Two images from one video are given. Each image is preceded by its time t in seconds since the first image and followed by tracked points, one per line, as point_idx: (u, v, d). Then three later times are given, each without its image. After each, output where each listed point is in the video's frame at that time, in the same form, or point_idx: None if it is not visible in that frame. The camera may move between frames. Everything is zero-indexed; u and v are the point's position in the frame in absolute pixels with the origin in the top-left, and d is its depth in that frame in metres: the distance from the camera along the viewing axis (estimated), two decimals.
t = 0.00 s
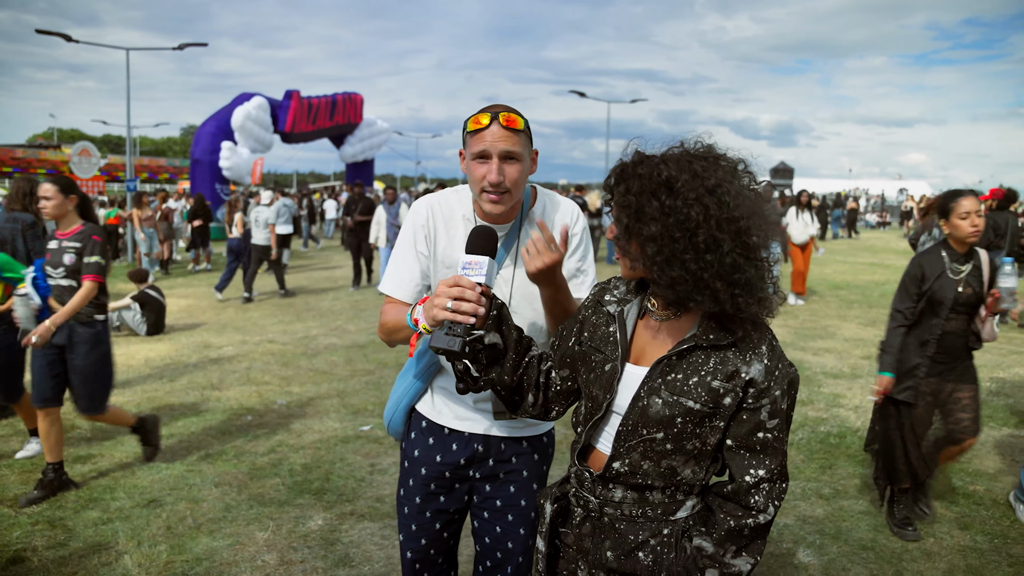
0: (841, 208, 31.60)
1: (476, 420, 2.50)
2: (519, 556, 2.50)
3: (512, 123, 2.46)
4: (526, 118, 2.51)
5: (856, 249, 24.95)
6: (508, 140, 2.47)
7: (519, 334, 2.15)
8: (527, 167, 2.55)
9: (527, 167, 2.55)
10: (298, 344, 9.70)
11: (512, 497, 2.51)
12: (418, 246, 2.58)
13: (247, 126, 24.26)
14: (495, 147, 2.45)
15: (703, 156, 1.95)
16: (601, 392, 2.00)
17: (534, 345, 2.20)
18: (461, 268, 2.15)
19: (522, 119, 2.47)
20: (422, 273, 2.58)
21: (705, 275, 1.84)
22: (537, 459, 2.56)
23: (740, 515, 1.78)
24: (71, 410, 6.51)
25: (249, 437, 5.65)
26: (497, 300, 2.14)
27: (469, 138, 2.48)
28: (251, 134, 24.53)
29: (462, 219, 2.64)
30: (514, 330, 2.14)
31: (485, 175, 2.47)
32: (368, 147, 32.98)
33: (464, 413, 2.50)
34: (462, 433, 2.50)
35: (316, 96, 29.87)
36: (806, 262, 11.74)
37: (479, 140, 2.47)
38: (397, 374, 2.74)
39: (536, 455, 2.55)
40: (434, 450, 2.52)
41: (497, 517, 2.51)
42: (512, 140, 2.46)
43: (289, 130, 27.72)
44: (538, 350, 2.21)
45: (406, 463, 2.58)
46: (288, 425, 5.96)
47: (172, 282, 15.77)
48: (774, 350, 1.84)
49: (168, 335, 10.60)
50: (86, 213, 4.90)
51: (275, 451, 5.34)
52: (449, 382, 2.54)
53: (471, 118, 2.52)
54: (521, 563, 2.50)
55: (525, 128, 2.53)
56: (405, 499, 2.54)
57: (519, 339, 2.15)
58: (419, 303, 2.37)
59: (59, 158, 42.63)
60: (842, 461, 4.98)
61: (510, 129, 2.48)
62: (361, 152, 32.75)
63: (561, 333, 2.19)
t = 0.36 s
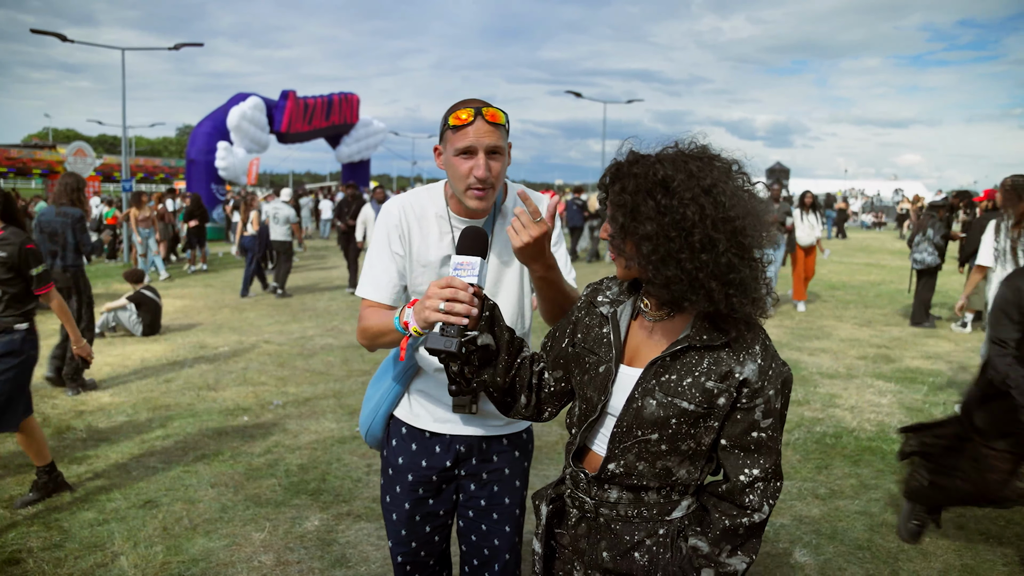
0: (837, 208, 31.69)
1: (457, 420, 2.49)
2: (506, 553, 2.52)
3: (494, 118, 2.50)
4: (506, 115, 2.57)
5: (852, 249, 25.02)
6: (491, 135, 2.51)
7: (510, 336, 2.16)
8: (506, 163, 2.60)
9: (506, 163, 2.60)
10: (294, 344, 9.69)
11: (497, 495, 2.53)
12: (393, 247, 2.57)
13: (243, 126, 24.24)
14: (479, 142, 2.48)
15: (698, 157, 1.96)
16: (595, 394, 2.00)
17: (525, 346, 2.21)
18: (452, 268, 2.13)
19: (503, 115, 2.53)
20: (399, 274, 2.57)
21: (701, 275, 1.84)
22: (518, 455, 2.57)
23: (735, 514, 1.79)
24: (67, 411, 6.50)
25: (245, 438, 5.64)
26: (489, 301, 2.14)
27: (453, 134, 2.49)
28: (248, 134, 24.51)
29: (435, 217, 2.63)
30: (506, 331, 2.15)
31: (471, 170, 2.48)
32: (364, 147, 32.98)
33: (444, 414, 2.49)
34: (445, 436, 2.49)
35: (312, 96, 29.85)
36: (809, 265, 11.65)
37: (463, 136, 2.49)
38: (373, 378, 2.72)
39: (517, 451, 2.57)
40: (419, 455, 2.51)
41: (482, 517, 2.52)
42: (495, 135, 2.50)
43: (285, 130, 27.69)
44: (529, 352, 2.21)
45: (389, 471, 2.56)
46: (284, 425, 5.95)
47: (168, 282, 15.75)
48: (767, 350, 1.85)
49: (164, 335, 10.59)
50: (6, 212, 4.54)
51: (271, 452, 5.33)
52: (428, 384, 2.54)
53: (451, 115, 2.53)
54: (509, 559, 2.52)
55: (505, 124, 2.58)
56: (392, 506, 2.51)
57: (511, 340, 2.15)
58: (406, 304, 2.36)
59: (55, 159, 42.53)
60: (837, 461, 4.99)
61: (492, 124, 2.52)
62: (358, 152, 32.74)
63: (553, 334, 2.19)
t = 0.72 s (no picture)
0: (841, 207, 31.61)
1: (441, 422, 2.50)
2: (499, 554, 2.52)
3: (472, 122, 2.49)
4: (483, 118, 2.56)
5: (856, 249, 24.94)
6: (468, 140, 2.50)
7: (509, 337, 2.14)
8: (484, 167, 2.59)
9: (485, 167, 2.59)
10: (297, 343, 9.70)
11: (485, 497, 2.54)
12: (372, 252, 2.56)
13: (247, 126, 24.27)
14: (456, 147, 2.47)
15: (704, 156, 1.96)
16: (597, 395, 1.99)
17: (523, 347, 2.20)
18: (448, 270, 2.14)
19: (481, 118, 2.52)
20: (380, 279, 2.57)
21: (708, 275, 1.84)
22: (505, 455, 2.59)
23: (738, 513, 1.79)
24: (71, 410, 6.51)
25: (249, 437, 5.64)
26: (486, 302, 2.13)
27: (428, 138, 2.48)
28: (252, 134, 24.54)
29: (413, 220, 2.63)
30: (504, 332, 2.13)
31: (448, 176, 2.48)
32: (368, 146, 33.01)
33: (427, 418, 2.50)
34: (429, 439, 2.49)
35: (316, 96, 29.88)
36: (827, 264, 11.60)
37: (441, 140, 2.48)
38: (351, 386, 2.69)
39: (503, 451, 2.58)
40: (404, 460, 2.50)
41: (472, 519, 2.53)
42: (472, 140, 2.49)
43: (289, 130, 27.71)
44: (527, 352, 2.21)
45: (376, 477, 2.55)
46: (287, 425, 5.95)
47: (173, 281, 15.79)
48: (770, 349, 1.85)
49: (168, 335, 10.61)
50: None
51: (275, 451, 5.34)
52: (409, 389, 2.54)
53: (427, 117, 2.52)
54: (503, 560, 2.52)
55: (483, 127, 2.57)
56: (382, 513, 2.50)
57: (510, 342, 2.14)
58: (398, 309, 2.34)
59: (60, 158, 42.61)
60: (841, 461, 4.98)
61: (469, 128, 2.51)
62: (361, 152, 32.77)
63: (552, 334, 2.20)
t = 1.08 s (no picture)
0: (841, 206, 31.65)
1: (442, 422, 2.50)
2: (499, 552, 2.53)
3: (477, 125, 2.48)
4: (489, 118, 2.54)
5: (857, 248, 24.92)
6: (473, 142, 2.49)
7: (506, 338, 2.14)
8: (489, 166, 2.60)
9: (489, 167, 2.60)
10: (298, 342, 9.71)
11: (486, 495, 2.54)
12: (372, 248, 2.55)
13: (248, 124, 24.28)
14: (461, 151, 2.47)
15: (703, 154, 1.96)
16: (596, 394, 1.99)
17: (520, 347, 2.20)
18: (447, 271, 2.14)
19: (487, 120, 2.50)
20: (379, 275, 2.56)
21: (708, 272, 1.84)
22: (505, 453, 2.60)
23: (738, 509, 1.79)
24: (72, 409, 6.51)
25: (250, 436, 5.65)
26: (484, 303, 2.12)
27: (434, 139, 2.48)
28: (253, 132, 24.55)
29: (415, 217, 2.63)
30: (501, 333, 2.13)
31: (452, 179, 2.50)
32: (369, 145, 33.03)
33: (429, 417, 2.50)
34: (429, 438, 2.50)
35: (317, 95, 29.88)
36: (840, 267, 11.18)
37: (444, 141, 2.48)
38: (351, 384, 2.70)
39: (503, 449, 2.60)
40: (405, 459, 2.50)
41: (473, 517, 2.53)
42: (477, 143, 2.49)
43: (290, 129, 27.71)
44: (524, 352, 2.21)
45: (376, 476, 2.55)
46: (289, 423, 5.96)
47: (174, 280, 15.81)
48: (769, 346, 1.85)
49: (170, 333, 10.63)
50: None
51: (276, 449, 5.35)
52: (410, 387, 2.54)
53: (433, 117, 2.50)
54: (502, 559, 2.53)
55: (488, 127, 2.56)
56: (381, 512, 2.51)
57: (507, 342, 2.14)
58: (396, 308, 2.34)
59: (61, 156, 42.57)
60: (841, 459, 4.98)
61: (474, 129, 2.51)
62: (362, 150, 32.78)
63: (549, 333, 2.20)
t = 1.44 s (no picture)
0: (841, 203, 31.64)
1: (459, 420, 2.50)
2: (508, 553, 2.53)
3: (504, 118, 2.45)
4: (520, 115, 2.51)
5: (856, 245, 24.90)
6: (498, 135, 2.46)
7: (512, 335, 2.15)
8: (514, 164, 2.55)
9: (514, 164, 2.55)
10: (299, 340, 9.71)
11: (499, 495, 2.53)
12: (397, 242, 2.56)
13: (248, 123, 24.27)
14: (483, 140, 2.45)
15: (701, 149, 1.96)
16: (597, 391, 1.99)
17: (525, 346, 2.20)
18: (454, 266, 2.14)
19: (515, 115, 2.46)
20: (402, 269, 2.57)
21: (706, 267, 1.84)
22: (521, 455, 2.57)
23: (738, 506, 1.79)
24: (73, 407, 6.52)
25: (251, 434, 5.65)
26: (491, 300, 2.12)
27: (459, 127, 2.48)
28: (253, 130, 24.55)
29: (443, 214, 2.63)
30: (508, 331, 2.13)
31: (470, 167, 2.48)
32: (369, 143, 33.01)
33: (446, 413, 2.50)
34: (446, 434, 2.49)
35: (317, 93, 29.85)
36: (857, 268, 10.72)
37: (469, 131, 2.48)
38: (375, 374, 2.71)
39: (520, 451, 2.57)
40: (420, 453, 2.51)
41: (485, 516, 2.53)
42: (501, 136, 2.46)
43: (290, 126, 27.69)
44: (529, 351, 2.21)
45: (391, 469, 2.56)
46: (290, 421, 5.96)
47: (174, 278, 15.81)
48: (769, 342, 1.85)
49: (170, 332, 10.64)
50: None
51: (277, 447, 5.35)
52: (429, 382, 2.54)
53: (465, 108, 2.51)
54: (511, 560, 2.52)
55: (517, 124, 2.53)
56: (394, 504, 2.51)
57: (513, 341, 2.14)
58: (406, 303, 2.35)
59: (61, 155, 42.56)
60: (843, 456, 4.98)
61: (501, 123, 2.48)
62: (362, 148, 32.76)
63: (550, 332, 2.20)
